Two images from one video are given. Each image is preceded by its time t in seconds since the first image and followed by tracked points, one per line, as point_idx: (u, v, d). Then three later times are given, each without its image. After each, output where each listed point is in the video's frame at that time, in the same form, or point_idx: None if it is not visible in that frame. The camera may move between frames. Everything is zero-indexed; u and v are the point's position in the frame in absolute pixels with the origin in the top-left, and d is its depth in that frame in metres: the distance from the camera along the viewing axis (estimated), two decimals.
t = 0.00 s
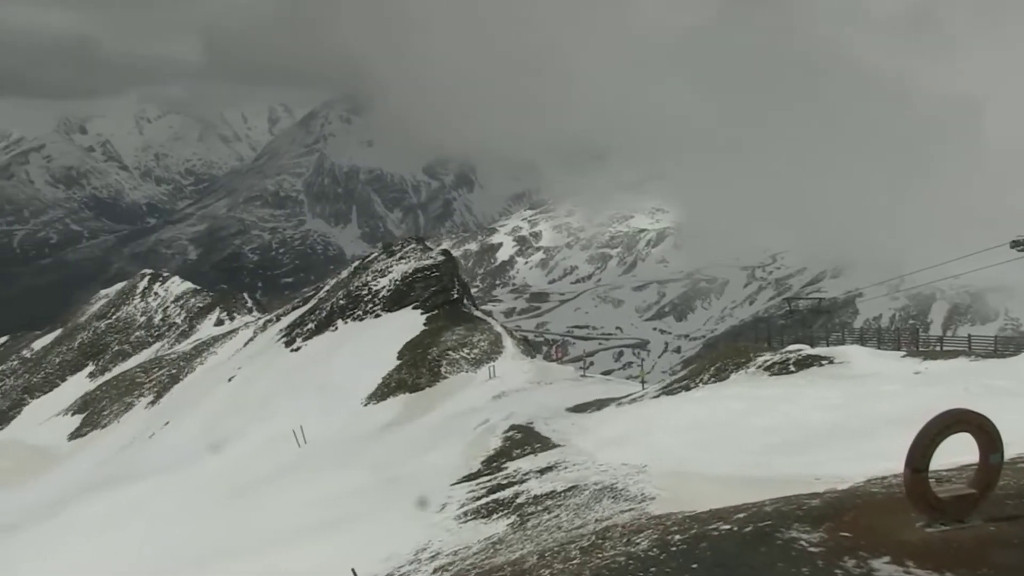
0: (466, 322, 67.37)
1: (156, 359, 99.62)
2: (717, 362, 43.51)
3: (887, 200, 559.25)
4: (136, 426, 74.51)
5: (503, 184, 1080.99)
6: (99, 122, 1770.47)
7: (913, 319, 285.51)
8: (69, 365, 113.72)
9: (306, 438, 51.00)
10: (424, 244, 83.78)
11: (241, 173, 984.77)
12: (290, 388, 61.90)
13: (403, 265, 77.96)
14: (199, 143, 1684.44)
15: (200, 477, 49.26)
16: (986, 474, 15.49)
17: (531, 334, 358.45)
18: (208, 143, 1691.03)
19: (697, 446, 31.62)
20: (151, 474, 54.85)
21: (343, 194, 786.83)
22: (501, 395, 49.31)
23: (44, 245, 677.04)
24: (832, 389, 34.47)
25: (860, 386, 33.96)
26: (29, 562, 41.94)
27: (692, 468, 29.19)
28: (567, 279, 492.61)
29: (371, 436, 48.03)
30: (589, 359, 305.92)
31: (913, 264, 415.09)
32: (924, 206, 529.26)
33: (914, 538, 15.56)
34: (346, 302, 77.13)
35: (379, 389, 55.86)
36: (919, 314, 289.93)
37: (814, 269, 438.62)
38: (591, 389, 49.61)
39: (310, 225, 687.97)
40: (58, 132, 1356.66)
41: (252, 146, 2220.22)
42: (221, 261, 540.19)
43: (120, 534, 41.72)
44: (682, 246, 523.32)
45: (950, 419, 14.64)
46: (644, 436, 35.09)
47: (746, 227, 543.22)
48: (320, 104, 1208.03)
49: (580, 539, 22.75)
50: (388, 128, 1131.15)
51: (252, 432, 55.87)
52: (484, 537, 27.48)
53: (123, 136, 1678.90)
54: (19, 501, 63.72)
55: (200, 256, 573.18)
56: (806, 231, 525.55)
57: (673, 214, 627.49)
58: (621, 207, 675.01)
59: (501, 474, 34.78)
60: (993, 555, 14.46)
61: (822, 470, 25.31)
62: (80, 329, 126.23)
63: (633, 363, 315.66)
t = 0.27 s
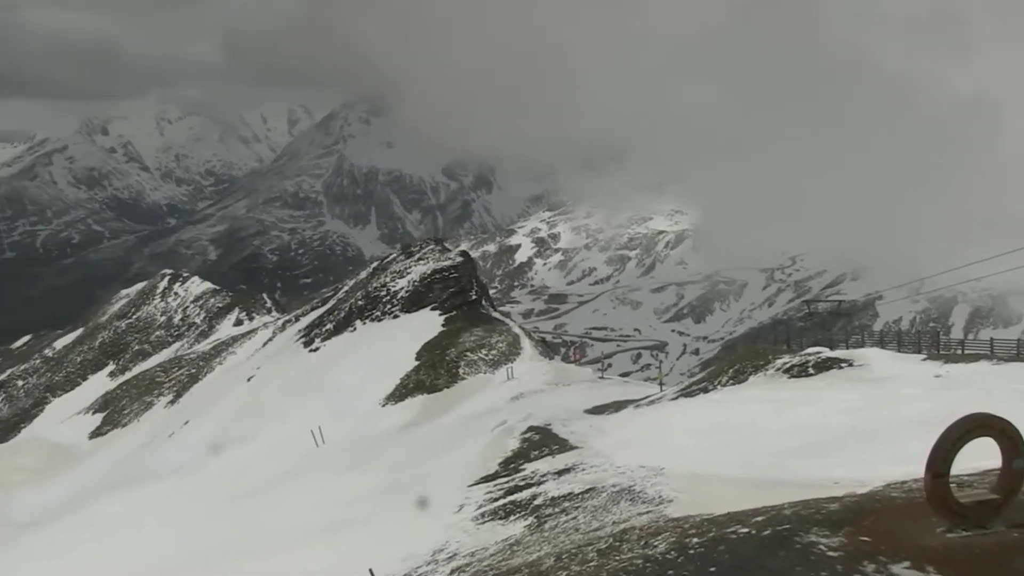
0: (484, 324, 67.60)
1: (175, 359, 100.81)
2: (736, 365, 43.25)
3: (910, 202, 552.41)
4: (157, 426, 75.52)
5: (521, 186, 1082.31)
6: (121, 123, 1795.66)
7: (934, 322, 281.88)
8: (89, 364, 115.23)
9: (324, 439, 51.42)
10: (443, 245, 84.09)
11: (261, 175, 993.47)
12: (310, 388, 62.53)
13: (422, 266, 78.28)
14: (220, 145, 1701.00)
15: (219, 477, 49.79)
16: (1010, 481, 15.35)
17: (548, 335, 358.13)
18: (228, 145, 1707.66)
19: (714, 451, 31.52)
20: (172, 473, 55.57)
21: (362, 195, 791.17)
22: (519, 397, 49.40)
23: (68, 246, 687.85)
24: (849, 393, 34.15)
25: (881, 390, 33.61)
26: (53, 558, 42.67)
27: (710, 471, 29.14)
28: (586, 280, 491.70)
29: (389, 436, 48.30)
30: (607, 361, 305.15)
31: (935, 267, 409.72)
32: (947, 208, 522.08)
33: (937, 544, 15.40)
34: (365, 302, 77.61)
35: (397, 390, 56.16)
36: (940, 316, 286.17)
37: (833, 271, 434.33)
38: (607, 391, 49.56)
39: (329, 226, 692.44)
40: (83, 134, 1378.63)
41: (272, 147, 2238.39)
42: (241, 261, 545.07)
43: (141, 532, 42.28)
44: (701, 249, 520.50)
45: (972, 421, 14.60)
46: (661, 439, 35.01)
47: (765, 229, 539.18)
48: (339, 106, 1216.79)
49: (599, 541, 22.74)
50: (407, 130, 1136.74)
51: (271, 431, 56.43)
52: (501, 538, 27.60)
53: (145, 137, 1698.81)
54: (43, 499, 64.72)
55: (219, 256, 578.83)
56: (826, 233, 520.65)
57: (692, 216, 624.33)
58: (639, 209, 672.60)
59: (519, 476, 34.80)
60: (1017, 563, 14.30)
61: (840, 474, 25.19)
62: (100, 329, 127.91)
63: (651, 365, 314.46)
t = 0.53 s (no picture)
0: (501, 325, 67.71)
1: (193, 359, 101.90)
2: (753, 367, 42.99)
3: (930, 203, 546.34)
4: (174, 424, 76.33)
5: (536, 187, 1082.98)
6: (141, 124, 1815.97)
7: (953, 325, 278.54)
8: (108, 363, 116.52)
9: (339, 439, 51.73)
10: (459, 247, 84.36)
11: (278, 176, 1001.17)
12: (327, 389, 62.98)
13: (438, 268, 78.48)
14: (237, 145, 1715.97)
15: (235, 476, 50.27)
16: None
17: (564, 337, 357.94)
18: (246, 145, 1722.82)
19: (729, 453, 31.47)
20: (190, 471, 56.17)
21: (378, 196, 795.21)
22: (534, 399, 49.44)
23: (89, 246, 696.59)
24: (868, 397, 33.81)
25: (898, 394, 33.35)
26: (72, 555, 43.24)
27: (726, 473, 29.06)
28: (602, 282, 490.67)
29: (403, 437, 48.51)
30: (622, 363, 304.48)
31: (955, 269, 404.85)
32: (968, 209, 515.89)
33: (957, 547, 15.30)
34: (381, 303, 78.00)
35: (413, 390, 56.44)
36: (959, 319, 282.68)
37: (851, 273, 430.33)
38: (622, 392, 49.55)
39: (345, 227, 696.01)
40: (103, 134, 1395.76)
41: (289, 148, 2254.46)
42: (257, 262, 549.12)
43: (159, 530, 42.85)
44: (718, 250, 518.06)
45: (987, 429, 14.67)
46: (676, 441, 34.95)
47: (783, 231, 535.49)
48: (356, 107, 1223.39)
49: (613, 543, 22.84)
50: (423, 131, 1140.42)
51: (287, 432, 56.83)
52: (516, 540, 27.69)
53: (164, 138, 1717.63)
54: (62, 497, 65.58)
55: (236, 257, 583.51)
56: (844, 234, 515.95)
57: (708, 218, 621.32)
58: (655, 210, 670.67)
59: (534, 477, 34.93)
60: None
61: (857, 478, 25.07)
62: (119, 328, 129.44)
63: (667, 366, 313.52)
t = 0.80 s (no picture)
0: (517, 326, 67.83)
1: (209, 359, 102.85)
2: (770, 369, 42.73)
3: (949, 205, 540.61)
4: (191, 424, 77.12)
5: (552, 189, 1083.17)
6: (159, 125, 1834.37)
7: (971, 328, 275.24)
8: (126, 362, 117.73)
9: (354, 440, 52.09)
10: (475, 248, 84.61)
11: (294, 177, 1007.62)
12: (343, 389, 63.40)
13: (454, 269, 78.72)
14: (254, 147, 1730.31)
15: (250, 476, 50.71)
16: None
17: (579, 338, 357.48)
18: (262, 147, 1736.64)
19: (744, 455, 31.38)
20: (209, 470, 56.77)
21: (394, 197, 798.30)
22: (550, 400, 49.46)
23: (108, 247, 704.50)
24: (884, 400, 33.54)
25: (916, 397, 33.11)
26: (91, 554, 43.81)
27: (742, 475, 28.97)
28: (617, 283, 489.58)
29: (418, 438, 48.80)
30: (638, 364, 303.63)
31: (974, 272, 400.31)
32: (989, 212, 510.00)
33: (976, 553, 15.19)
34: (396, 305, 78.34)
35: (429, 391, 56.65)
36: (978, 322, 279.23)
37: (868, 276, 426.95)
38: (636, 393, 49.52)
39: (362, 228, 699.51)
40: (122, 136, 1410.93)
41: (305, 148, 2269.42)
42: (274, 262, 552.97)
43: (176, 528, 43.40)
44: (734, 252, 515.31)
45: (1002, 436, 14.74)
46: (691, 443, 34.88)
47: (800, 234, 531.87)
48: (372, 108, 1228.59)
49: (629, 544, 22.81)
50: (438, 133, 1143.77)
51: (302, 431, 57.31)
52: (531, 541, 27.79)
53: (181, 139, 1735.16)
54: (81, 495, 66.44)
55: (253, 257, 587.90)
56: (862, 237, 511.58)
57: (725, 219, 618.17)
58: (671, 212, 668.34)
59: (549, 479, 34.98)
60: None
61: (875, 480, 24.93)
62: (136, 328, 130.93)
63: (683, 368, 312.23)
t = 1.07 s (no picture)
0: (534, 327, 68.01)
1: (227, 359, 103.95)
2: (788, 371, 42.52)
3: (972, 208, 533.49)
4: (209, 423, 78.05)
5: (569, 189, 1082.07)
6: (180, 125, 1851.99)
7: (992, 331, 271.33)
8: (144, 361, 118.93)
9: (372, 439, 52.53)
10: (492, 249, 84.89)
11: (312, 178, 1013.82)
12: (360, 389, 63.90)
13: (471, 270, 78.95)
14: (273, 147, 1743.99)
15: (267, 475, 51.22)
16: None
17: (596, 340, 356.66)
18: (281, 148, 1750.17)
19: (760, 459, 31.28)
20: (227, 469, 57.45)
21: (412, 198, 801.12)
22: (566, 402, 49.59)
23: (130, 248, 712.31)
24: (903, 403, 33.25)
25: (935, 400, 32.73)
26: (110, 551, 44.44)
27: (758, 478, 28.87)
28: (635, 285, 487.80)
29: (433, 439, 49.11)
30: (655, 367, 302.54)
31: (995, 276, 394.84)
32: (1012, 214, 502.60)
33: (993, 560, 15.14)
34: (414, 305, 78.60)
35: (445, 392, 56.85)
36: (998, 325, 275.29)
37: (887, 278, 422.30)
38: (653, 395, 49.46)
39: (379, 229, 702.26)
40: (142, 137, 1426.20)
41: (323, 150, 2284.69)
42: (292, 263, 556.33)
43: (194, 527, 43.99)
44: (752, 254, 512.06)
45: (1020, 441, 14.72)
46: (706, 446, 34.90)
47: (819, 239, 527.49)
48: (390, 109, 1233.22)
49: (645, 547, 22.87)
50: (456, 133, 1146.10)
51: (319, 431, 57.87)
52: (547, 543, 27.90)
53: (200, 140, 1752.36)
54: (101, 493, 67.44)
55: (271, 258, 591.64)
56: (882, 239, 506.15)
57: (742, 221, 614.07)
58: (688, 213, 665.09)
59: (565, 480, 35.10)
60: None
61: (893, 484, 24.79)
62: (155, 327, 132.40)
63: (700, 370, 310.75)
